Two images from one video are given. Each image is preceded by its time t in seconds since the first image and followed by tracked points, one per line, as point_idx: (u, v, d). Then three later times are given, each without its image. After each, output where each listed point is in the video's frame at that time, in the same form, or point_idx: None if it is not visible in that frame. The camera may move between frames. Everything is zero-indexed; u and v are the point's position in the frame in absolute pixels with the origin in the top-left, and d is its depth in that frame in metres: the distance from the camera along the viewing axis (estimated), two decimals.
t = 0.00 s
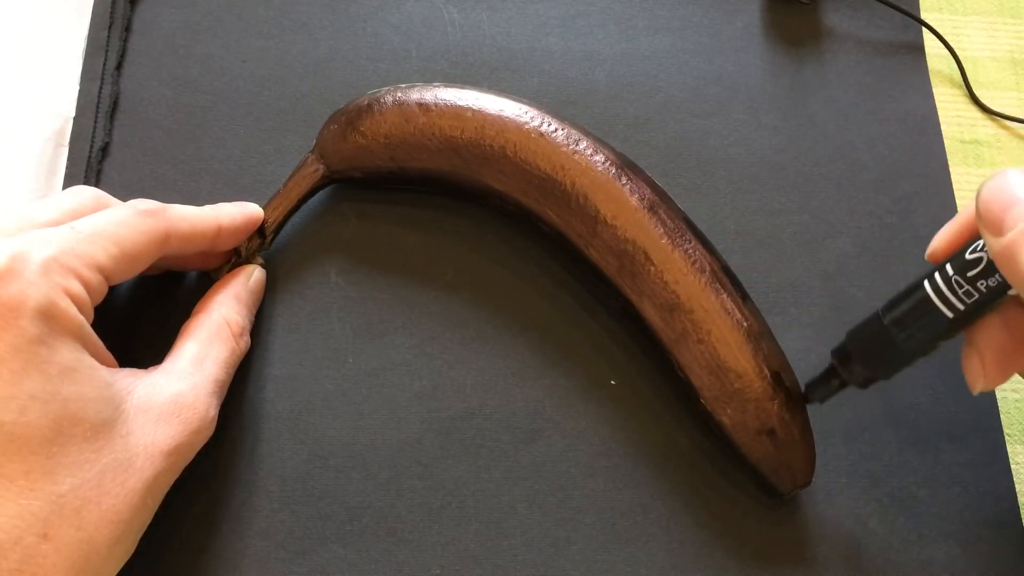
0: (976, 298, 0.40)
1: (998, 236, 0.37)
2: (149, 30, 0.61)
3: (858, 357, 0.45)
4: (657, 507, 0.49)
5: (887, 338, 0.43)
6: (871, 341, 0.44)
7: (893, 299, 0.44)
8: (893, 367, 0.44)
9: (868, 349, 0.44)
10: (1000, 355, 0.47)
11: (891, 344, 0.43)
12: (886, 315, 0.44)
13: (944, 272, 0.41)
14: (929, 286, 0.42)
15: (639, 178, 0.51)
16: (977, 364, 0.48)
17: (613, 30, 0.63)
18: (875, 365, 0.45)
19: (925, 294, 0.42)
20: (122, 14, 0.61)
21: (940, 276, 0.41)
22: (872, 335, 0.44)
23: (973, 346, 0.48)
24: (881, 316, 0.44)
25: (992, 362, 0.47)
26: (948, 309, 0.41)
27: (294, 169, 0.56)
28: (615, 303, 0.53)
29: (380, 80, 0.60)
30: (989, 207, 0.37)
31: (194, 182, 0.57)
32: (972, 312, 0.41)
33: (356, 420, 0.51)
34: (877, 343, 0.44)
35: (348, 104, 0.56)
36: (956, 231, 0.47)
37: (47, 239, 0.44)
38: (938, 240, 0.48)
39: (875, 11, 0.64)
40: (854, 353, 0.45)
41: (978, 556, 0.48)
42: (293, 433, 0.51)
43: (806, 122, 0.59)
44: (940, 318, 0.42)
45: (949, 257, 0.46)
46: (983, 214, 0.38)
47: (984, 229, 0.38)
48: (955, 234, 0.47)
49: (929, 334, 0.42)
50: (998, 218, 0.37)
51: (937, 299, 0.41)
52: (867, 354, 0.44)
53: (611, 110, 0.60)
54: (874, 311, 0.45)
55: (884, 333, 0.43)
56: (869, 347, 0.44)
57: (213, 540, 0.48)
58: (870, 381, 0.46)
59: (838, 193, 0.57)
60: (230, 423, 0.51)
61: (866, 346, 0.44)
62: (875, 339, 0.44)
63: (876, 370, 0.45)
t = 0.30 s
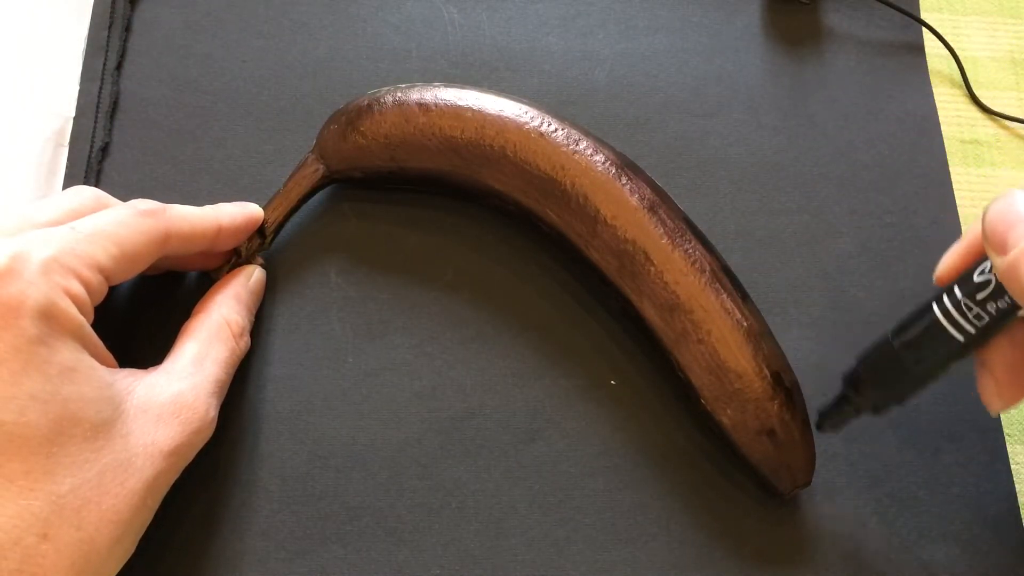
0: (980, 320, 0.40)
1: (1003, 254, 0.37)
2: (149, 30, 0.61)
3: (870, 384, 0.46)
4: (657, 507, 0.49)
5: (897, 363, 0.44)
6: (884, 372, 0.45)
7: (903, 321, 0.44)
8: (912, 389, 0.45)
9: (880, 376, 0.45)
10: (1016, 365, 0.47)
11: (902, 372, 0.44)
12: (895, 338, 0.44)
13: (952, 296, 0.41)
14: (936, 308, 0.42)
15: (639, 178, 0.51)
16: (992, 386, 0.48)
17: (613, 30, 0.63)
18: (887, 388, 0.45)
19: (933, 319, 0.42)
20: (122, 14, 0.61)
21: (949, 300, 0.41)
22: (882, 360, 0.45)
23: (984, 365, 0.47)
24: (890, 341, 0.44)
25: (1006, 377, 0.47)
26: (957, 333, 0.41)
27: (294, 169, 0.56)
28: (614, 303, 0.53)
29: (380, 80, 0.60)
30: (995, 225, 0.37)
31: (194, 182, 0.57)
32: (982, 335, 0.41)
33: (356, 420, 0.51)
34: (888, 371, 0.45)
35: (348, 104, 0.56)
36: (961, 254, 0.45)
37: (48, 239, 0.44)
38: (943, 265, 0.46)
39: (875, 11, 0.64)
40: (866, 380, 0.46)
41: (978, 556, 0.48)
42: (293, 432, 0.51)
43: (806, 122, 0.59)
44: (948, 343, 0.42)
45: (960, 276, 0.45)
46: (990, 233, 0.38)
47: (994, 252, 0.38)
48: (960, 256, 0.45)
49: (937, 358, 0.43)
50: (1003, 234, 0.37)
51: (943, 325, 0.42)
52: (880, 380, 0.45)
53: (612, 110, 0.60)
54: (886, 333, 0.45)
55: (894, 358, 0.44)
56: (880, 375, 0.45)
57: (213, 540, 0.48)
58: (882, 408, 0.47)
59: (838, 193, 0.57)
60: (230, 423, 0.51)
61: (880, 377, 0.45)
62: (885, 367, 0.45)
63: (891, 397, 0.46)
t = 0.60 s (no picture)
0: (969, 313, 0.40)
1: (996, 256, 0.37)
2: (149, 30, 0.61)
3: (859, 371, 0.46)
4: (657, 507, 0.49)
5: (885, 355, 0.44)
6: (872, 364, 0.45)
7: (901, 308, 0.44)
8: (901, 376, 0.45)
9: (866, 362, 0.45)
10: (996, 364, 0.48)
11: (888, 359, 0.44)
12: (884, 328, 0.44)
13: (941, 289, 0.41)
14: (927, 302, 0.42)
15: (639, 178, 0.51)
16: (970, 373, 0.48)
17: (613, 30, 0.62)
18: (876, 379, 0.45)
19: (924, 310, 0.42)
20: (122, 13, 0.61)
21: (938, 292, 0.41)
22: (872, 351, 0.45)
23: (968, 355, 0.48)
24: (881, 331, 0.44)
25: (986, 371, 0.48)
26: (943, 323, 0.41)
27: (294, 169, 0.56)
28: (615, 303, 0.53)
29: (380, 80, 0.60)
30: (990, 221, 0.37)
31: (194, 182, 0.57)
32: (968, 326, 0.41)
33: (356, 420, 0.51)
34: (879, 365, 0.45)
35: (348, 104, 0.56)
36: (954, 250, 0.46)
37: (48, 240, 0.44)
38: (934, 259, 0.47)
39: (875, 11, 0.64)
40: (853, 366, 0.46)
41: (978, 556, 0.49)
42: (293, 432, 0.51)
43: (806, 122, 0.59)
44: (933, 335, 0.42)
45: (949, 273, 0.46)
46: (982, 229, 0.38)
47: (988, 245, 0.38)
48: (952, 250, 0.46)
49: (924, 349, 0.43)
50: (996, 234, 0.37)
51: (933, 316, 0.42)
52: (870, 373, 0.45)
53: (612, 110, 0.60)
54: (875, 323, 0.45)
55: (881, 348, 0.44)
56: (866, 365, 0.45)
57: (213, 540, 0.48)
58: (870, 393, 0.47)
59: (838, 193, 0.57)
60: (230, 423, 0.51)
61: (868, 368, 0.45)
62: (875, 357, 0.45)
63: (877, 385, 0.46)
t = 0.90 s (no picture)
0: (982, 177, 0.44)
1: None
2: (149, 30, 0.61)
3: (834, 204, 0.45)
4: (656, 507, 0.49)
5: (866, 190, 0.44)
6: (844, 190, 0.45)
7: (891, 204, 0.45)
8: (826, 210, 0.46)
9: (838, 203, 0.45)
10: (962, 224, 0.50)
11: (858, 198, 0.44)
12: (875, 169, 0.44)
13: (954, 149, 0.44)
14: (928, 157, 0.44)
15: (639, 178, 0.51)
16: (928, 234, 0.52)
17: (613, 30, 0.62)
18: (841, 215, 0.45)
19: (925, 165, 0.44)
20: (122, 13, 0.61)
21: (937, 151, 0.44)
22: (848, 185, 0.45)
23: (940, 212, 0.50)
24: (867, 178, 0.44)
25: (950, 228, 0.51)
26: (938, 185, 0.43)
27: (294, 169, 0.56)
28: (615, 303, 0.53)
29: (380, 80, 0.60)
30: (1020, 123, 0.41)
31: (194, 182, 0.57)
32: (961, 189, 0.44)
33: (356, 420, 0.51)
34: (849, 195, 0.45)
35: (348, 104, 0.56)
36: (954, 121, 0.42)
37: (49, 240, 0.45)
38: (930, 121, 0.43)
39: (875, 11, 0.64)
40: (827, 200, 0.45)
41: (977, 555, 0.49)
42: (293, 433, 0.51)
43: (805, 122, 0.59)
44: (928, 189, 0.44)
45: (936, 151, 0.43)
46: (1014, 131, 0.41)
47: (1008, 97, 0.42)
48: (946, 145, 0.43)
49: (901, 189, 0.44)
50: None
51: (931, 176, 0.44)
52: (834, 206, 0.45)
53: (612, 110, 0.60)
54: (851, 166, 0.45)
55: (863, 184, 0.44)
56: (845, 213, 0.45)
57: (213, 540, 0.48)
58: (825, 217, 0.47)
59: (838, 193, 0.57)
60: (230, 423, 0.51)
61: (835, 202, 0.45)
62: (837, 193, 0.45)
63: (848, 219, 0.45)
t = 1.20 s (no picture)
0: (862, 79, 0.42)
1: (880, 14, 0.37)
2: (149, 30, 0.61)
3: (745, 139, 0.46)
4: (655, 506, 0.49)
5: (769, 121, 0.44)
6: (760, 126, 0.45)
7: (803, 125, 0.44)
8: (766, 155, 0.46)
9: (749, 136, 0.45)
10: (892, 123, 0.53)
11: (770, 130, 0.45)
12: (772, 102, 0.44)
13: (829, 60, 0.42)
14: (811, 71, 0.43)
15: (639, 178, 0.51)
16: (874, 141, 0.54)
17: (613, 30, 0.62)
18: (764, 151, 0.45)
19: (805, 79, 0.43)
20: (122, 14, 0.61)
21: (824, 61, 0.43)
22: (756, 121, 0.45)
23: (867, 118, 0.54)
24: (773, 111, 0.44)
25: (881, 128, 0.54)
26: (826, 94, 0.43)
27: (294, 169, 0.56)
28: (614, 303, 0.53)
29: (381, 80, 0.60)
30: None
31: (194, 182, 0.57)
32: (851, 98, 0.43)
33: (356, 421, 0.51)
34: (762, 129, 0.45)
35: (348, 104, 0.56)
36: (843, 16, 0.49)
37: (48, 243, 0.45)
38: (825, 25, 0.50)
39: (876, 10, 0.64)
40: (741, 138, 0.46)
41: (975, 555, 0.49)
42: (293, 433, 0.51)
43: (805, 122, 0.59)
44: (818, 105, 0.43)
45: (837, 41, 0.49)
46: None
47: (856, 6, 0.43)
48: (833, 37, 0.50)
49: (803, 117, 0.44)
50: None
51: (817, 84, 0.43)
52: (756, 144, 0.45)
53: (612, 110, 0.60)
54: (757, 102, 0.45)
55: (766, 117, 0.44)
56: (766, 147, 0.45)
57: (214, 541, 0.48)
58: (755, 164, 0.47)
59: (837, 192, 0.57)
60: (230, 424, 0.51)
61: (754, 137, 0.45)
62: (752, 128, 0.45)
63: (764, 151, 0.45)
